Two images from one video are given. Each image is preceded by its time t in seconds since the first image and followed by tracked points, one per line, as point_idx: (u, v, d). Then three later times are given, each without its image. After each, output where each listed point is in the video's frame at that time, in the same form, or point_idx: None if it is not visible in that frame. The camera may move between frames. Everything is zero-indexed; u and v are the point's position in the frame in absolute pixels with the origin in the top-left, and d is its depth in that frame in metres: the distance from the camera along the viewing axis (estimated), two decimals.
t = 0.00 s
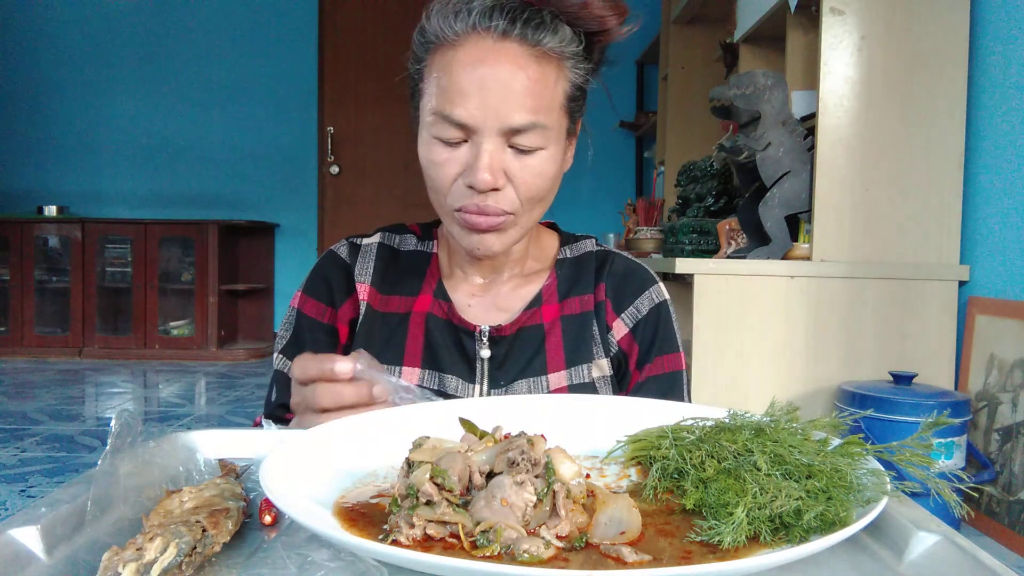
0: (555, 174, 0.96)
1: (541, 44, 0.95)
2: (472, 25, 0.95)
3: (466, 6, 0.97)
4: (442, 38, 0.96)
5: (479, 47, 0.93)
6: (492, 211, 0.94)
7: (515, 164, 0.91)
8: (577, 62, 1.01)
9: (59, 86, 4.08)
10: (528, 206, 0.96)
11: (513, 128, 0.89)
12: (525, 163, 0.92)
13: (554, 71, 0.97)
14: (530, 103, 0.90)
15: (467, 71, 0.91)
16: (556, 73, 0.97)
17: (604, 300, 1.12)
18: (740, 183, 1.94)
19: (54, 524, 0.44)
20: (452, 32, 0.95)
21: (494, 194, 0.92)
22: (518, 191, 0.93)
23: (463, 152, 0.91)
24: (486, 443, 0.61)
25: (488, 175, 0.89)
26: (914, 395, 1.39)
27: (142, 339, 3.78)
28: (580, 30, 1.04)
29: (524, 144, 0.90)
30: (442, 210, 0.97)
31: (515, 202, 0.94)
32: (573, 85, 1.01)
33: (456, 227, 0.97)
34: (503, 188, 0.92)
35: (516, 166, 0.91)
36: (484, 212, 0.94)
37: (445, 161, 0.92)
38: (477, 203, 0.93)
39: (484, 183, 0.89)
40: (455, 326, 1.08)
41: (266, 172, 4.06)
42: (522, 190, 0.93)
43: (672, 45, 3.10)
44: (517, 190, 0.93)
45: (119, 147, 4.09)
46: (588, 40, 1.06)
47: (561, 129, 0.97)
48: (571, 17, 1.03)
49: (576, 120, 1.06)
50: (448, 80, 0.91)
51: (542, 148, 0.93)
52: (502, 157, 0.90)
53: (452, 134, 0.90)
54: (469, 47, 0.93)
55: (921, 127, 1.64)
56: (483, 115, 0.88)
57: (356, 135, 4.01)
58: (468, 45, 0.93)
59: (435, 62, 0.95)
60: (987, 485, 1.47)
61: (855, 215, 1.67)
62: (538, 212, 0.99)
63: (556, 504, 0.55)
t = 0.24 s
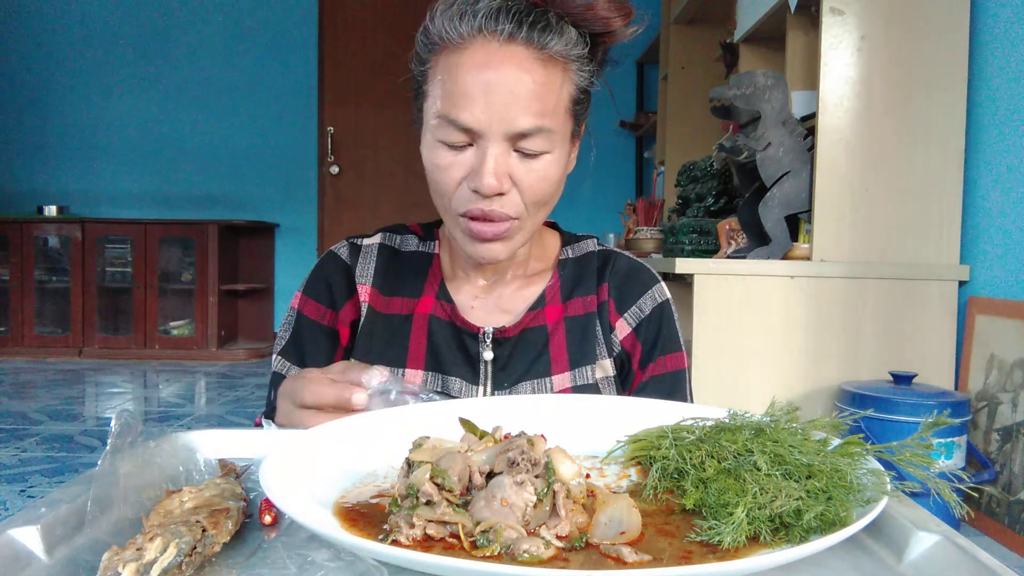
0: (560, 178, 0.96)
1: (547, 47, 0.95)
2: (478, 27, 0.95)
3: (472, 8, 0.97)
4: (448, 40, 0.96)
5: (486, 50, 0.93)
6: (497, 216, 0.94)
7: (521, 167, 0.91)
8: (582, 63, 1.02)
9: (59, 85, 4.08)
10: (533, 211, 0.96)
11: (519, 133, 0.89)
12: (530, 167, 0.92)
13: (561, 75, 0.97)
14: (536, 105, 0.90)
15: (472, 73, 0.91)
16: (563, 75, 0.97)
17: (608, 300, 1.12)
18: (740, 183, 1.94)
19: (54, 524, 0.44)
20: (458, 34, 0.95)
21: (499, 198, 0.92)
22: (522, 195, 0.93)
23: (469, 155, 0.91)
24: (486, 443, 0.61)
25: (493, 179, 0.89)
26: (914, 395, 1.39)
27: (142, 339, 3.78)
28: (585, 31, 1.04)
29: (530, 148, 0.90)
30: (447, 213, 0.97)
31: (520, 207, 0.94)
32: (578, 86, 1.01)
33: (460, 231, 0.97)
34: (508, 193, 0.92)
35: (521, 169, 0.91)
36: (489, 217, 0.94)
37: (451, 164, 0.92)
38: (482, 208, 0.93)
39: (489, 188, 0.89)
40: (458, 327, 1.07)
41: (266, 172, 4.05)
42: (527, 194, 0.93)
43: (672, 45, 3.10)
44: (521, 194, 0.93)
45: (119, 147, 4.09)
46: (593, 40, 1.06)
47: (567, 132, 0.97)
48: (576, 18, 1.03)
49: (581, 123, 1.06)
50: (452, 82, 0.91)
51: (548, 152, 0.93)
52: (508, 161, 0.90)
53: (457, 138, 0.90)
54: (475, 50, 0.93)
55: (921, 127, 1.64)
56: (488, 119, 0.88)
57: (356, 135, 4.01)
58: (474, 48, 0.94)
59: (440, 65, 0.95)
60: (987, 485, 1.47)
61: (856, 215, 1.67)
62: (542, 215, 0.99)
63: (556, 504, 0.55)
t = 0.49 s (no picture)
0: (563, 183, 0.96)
1: (552, 52, 0.96)
2: (482, 32, 0.95)
3: (477, 10, 0.97)
4: (453, 43, 0.96)
5: (490, 53, 0.93)
6: (497, 220, 0.95)
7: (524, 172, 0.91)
8: (586, 66, 1.02)
9: (59, 84, 4.08)
10: (534, 216, 0.97)
11: (523, 139, 0.89)
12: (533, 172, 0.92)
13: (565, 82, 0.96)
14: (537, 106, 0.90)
15: (476, 78, 0.91)
16: (567, 79, 0.97)
17: (608, 300, 1.12)
18: (740, 183, 1.94)
19: (54, 524, 0.44)
20: (463, 38, 0.95)
21: (501, 203, 0.92)
22: (524, 199, 0.93)
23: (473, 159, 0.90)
24: (486, 443, 0.61)
25: (497, 184, 0.89)
26: (914, 395, 1.39)
27: (142, 339, 3.78)
28: (590, 34, 1.04)
29: (533, 153, 0.90)
30: (449, 216, 0.97)
31: (521, 211, 0.94)
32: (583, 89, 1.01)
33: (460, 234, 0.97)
34: (511, 198, 0.92)
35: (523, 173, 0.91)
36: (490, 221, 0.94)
37: (454, 168, 0.92)
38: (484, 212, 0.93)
39: (492, 193, 0.89)
40: (457, 325, 1.07)
41: (266, 172, 4.05)
42: (529, 200, 0.93)
43: (672, 45, 3.10)
44: (523, 199, 0.93)
45: (119, 147, 4.09)
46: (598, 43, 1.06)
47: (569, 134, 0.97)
48: (581, 20, 1.03)
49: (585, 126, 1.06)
50: (456, 85, 0.91)
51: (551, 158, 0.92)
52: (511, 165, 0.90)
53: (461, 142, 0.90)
54: (480, 54, 0.93)
55: (921, 127, 1.64)
56: (493, 125, 0.88)
57: (356, 135, 4.01)
58: (478, 52, 0.94)
59: (445, 68, 0.95)
60: (987, 485, 1.47)
61: (855, 215, 1.67)
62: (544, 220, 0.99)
63: (556, 504, 0.55)
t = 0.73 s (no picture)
0: (556, 175, 0.96)
1: (545, 42, 0.96)
2: (478, 21, 0.95)
3: (473, 2, 0.97)
4: (449, 34, 0.96)
5: (481, 43, 0.93)
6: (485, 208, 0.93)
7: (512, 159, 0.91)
8: (583, 61, 1.01)
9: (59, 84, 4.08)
10: (525, 207, 0.95)
11: (513, 120, 0.89)
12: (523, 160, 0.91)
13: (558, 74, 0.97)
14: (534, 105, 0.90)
15: (471, 67, 0.91)
16: (561, 72, 0.97)
17: (607, 300, 1.12)
18: (740, 183, 1.94)
19: (54, 524, 0.44)
20: (460, 26, 0.96)
21: (488, 188, 0.91)
22: (513, 188, 0.92)
23: (461, 145, 0.91)
24: (487, 443, 0.61)
25: (484, 169, 0.89)
26: (914, 395, 1.39)
27: (142, 339, 3.78)
28: (589, 32, 1.04)
29: (522, 138, 0.90)
30: (436, 206, 0.96)
31: (510, 201, 0.93)
32: (578, 84, 1.01)
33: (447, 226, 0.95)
34: (500, 184, 0.91)
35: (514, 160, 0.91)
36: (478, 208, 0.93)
37: (443, 154, 0.92)
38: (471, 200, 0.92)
39: (478, 177, 0.89)
40: (456, 326, 1.08)
41: (266, 172, 4.05)
42: (518, 188, 0.92)
43: (672, 45, 3.10)
44: (512, 188, 0.92)
45: (120, 147, 4.09)
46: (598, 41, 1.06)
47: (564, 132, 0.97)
48: (585, 21, 1.03)
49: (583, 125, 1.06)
50: (453, 83, 0.92)
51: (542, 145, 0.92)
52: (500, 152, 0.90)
53: (451, 126, 0.91)
54: (473, 43, 0.94)
55: (921, 127, 1.64)
56: (483, 110, 0.89)
57: (356, 135, 4.01)
58: (471, 40, 0.94)
59: (439, 58, 0.96)
60: (987, 485, 1.47)
61: (855, 215, 1.67)
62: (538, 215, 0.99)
63: (556, 504, 0.55)
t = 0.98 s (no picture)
0: (550, 178, 0.96)
1: (534, 47, 0.96)
2: (465, 28, 0.95)
3: (460, 8, 0.97)
4: (436, 42, 0.96)
5: (470, 49, 0.93)
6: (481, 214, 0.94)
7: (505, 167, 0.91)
8: (572, 64, 1.01)
9: (58, 84, 4.08)
10: (520, 213, 0.96)
11: (505, 127, 0.89)
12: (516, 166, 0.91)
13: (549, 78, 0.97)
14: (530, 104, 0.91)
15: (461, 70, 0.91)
16: (552, 76, 0.97)
17: (604, 300, 1.12)
18: (740, 183, 1.94)
19: (54, 524, 0.44)
20: (446, 36, 0.95)
21: (484, 197, 0.91)
22: (509, 194, 0.93)
23: (455, 152, 0.91)
24: (487, 443, 0.61)
25: (478, 177, 0.89)
26: (914, 396, 1.39)
27: (142, 339, 3.78)
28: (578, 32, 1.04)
29: (516, 145, 0.90)
30: (432, 210, 0.96)
31: (504, 207, 0.93)
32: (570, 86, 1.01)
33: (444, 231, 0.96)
34: (494, 191, 0.91)
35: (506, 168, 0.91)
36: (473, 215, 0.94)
37: (438, 160, 0.92)
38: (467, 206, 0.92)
39: (473, 186, 0.89)
40: (453, 327, 1.08)
41: (266, 172, 4.05)
42: (513, 193, 0.93)
43: (672, 45, 3.10)
44: (508, 195, 0.92)
45: (119, 147, 4.09)
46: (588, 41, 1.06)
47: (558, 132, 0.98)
48: (571, 20, 1.03)
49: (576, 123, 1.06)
50: (449, 82, 0.91)
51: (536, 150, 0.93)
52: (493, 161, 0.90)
53: (444, 134, 0.90)
54: (461, 50, 0.93)
55: (921, 127, 1.64)
56: (475, 117, 0.88)
57: (356, 135, 4.01)
58: (459, 49, 0.94)
59: (429, 66, 0.96)
60: (987, 485, 1.47)
61: (855, 215, 1.67)
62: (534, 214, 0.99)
63: (556, 504, 0.55)
